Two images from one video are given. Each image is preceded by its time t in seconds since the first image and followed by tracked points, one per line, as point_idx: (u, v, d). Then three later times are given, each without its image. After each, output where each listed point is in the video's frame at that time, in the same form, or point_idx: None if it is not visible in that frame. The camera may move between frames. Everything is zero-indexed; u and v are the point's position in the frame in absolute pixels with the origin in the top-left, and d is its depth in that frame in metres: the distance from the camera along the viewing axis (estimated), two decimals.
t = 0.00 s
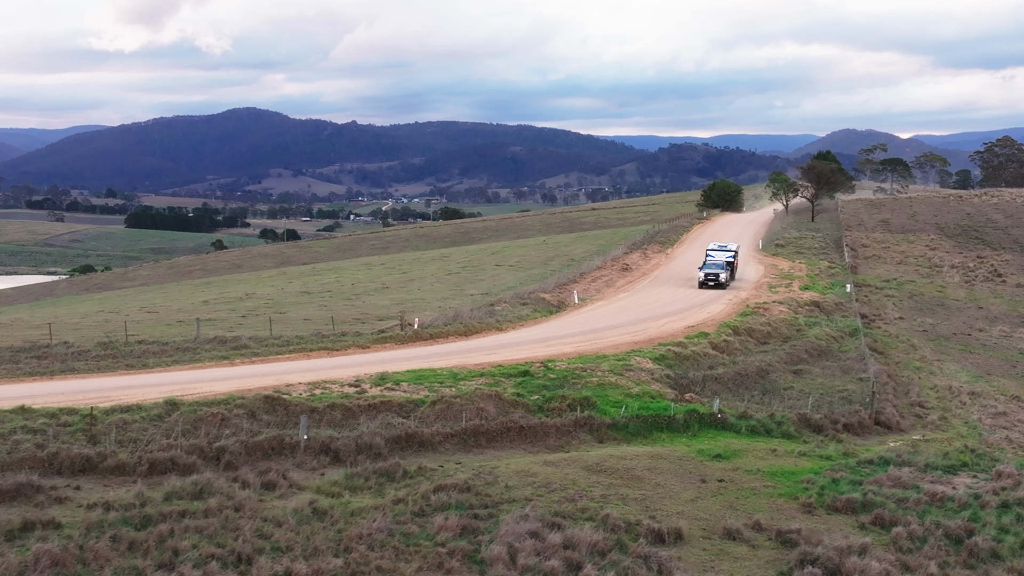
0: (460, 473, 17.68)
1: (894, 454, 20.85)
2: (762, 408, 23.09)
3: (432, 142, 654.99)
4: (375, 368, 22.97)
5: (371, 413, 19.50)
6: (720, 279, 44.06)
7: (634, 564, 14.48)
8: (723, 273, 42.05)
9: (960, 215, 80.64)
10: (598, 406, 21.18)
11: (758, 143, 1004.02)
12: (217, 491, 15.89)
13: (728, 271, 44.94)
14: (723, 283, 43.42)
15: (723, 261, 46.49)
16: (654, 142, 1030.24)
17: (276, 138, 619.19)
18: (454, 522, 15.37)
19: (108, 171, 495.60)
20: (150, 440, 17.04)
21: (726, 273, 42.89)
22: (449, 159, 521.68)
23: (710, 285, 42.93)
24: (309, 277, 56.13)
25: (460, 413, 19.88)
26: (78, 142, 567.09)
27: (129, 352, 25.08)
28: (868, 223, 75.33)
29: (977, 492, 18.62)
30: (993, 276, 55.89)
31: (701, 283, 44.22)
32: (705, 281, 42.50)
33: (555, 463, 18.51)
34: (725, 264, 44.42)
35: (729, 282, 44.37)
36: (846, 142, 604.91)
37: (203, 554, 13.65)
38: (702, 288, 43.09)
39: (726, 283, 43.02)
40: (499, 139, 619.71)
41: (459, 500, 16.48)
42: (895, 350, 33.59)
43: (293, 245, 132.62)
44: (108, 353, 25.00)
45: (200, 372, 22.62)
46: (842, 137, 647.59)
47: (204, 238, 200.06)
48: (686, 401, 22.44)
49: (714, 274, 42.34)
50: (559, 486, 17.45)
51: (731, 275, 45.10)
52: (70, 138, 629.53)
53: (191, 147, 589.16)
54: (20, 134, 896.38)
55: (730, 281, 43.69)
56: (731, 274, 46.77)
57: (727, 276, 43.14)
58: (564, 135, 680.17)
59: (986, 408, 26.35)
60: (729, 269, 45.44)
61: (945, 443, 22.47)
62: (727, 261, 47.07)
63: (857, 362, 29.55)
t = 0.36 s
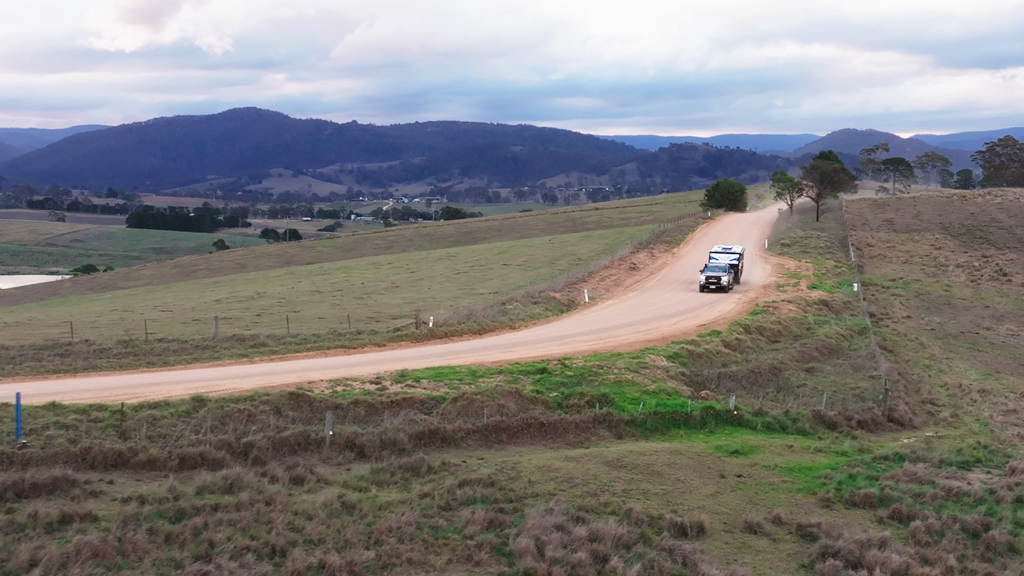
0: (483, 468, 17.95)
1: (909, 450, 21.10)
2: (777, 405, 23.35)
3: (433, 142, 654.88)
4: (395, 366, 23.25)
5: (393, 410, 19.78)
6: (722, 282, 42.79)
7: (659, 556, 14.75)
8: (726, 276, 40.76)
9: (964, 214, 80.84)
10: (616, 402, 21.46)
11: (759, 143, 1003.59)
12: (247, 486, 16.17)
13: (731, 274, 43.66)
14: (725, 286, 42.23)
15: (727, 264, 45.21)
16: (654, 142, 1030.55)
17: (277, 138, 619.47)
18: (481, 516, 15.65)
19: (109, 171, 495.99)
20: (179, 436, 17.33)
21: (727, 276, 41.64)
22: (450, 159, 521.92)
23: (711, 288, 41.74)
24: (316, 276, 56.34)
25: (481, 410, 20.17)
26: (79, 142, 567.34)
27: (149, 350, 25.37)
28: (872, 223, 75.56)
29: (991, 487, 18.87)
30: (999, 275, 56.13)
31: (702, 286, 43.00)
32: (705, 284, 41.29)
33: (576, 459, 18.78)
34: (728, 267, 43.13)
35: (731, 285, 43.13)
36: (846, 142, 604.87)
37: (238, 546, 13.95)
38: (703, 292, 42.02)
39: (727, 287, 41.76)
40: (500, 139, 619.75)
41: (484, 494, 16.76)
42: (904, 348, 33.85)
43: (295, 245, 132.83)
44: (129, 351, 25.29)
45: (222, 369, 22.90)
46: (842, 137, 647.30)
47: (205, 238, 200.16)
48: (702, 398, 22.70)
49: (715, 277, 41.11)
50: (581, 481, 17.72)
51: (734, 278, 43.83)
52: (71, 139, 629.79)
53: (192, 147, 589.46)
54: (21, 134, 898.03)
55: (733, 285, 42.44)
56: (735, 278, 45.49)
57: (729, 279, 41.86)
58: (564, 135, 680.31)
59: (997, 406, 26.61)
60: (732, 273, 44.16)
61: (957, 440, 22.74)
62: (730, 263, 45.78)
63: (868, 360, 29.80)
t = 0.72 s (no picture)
0: (507, 463, 18.25)
1: (923, 445, 21.40)
2: (792, 402, 23.67)
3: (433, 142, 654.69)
4: (415, 363, 23.54)
5: (417, 406, 20.09)
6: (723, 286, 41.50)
7: (684, 548, 15.03)
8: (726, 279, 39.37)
9: (969, 214, 81.07)
10: (635, 398, 21.76)
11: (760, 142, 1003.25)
12: (278, 479, 16.49)
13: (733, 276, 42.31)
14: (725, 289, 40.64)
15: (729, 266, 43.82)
16: (654, 142, 1030.27)
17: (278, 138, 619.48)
18: (508, 509, 15.97)
19: (110, 171, 496.42)
20: (209, 431, 17.64)
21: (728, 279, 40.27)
22: (451, 159, 522.43)
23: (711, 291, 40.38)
24: (325, 276, 56.63)
25: (503, 406, 20.47)
26: (79, 142, 567.15)
27: (170, 348, 25.67)
28: (877, 222, 75.80)
29: (1007, 481, 19.16)
30: (1004, 274, 56.40)
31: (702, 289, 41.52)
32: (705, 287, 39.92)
33: (597, 454, 19.09)
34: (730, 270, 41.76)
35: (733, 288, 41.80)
36: (846, 142, 604.70)
37: (274, 538, 14.28)
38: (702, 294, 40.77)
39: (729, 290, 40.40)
40: (500, 138, 619.48)
41: (509, 488, 17.07)
42: (913, 346, 34.14)
43: (298, 245, 133.14)
44: (150, 348, 25.60)
45: (244, 366, 23.19)
46: (843, 136, 646.17)
47: (208, 237, 200.48)
48: (718, 394, 23.00)
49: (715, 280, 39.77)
50: (604, 475, 18.01)
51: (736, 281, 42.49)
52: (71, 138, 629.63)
53: (192, 147, 589.35)
54: (21, 133, 898.48)
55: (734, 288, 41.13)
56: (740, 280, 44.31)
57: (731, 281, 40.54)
58: (565, 134, 680.03)
59: (1008, 402, 26.90)
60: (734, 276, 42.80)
61: (970, 436, 23.03)
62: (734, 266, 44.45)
63: (879, 357, 30.10)
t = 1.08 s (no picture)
0: (531, 457, 18.57)
1: (938, 441, 21.69)
2: (808, 398, 23.97)
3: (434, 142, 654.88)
4: (435, 360, 23.87)
5: (440, 402, 20.39)
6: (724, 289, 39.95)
7: (709, 540, 15.35)
8: (725, 282, 37.63)
9: (973, 213, 81.34)
10: (653, 395, 22.06)
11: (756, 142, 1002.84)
12: (308, 473, 16.81)
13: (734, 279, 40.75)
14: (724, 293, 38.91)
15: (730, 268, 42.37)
16: (655, 141, 1030.39)
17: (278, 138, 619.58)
18: (536, 502, 16.28)
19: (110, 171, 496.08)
20: (239, 426, 17.97)
21: (728, 283, 38.57)
22: (451, 159, 522.58)
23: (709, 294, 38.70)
24: (333, 275, 56.93)
25: (525, 401, 20.78)
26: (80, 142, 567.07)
27: (192, 345, 26.01)
28: (882, 222, 76.10)
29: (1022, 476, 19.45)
30: (1010, 273, 56.69)
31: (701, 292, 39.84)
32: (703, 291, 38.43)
33: (619, 449, 19.40)
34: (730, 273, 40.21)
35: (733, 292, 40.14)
36: (847, 142, 604.83)
37: (310, 529, 14.64)
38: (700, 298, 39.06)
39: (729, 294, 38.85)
40: (500, 138, 619.56)
41: (535, 482, 17.39)
42: (923, 344, 34.43)
43: (302, 244, 133.41)
44: (173, 346, 25.95)
45: (268, 363, 23.53)
46: (843, 136, 646.70)
47: (209, 237, 200.53)
48: (734, 391, 23.30)
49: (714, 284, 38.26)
50: (627, 470, 18.34)
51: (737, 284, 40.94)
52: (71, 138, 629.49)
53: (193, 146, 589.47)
54: (21, 133, 899.06)
55: (733, 291, 39.53)
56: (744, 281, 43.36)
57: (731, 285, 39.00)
58: (566, 134, 680.18)
59: (1019, 399, 27.21)
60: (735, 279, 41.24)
61: (984, 432, 23.34)
62: (735, 268, 42.92)
63: (890, 355, 30.40)
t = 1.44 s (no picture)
0: (554, 452, 18.88)
1: (953, 437, 21.98)
2: (823, 395, 24.29)
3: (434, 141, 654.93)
4: (454, 357, 24.14)
5: (463, 397, 20.72)
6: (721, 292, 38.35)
7: (734, 531, 15.65)
8: (718, 286, 35.74)
9: (977, 212, 81.59)
10: (672, 391, 22.38)
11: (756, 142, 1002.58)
12: (338, 467, 17.14)
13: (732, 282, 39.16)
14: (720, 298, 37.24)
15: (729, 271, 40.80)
16: (655, 141, 1029.87)
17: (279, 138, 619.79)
18: (562, 495, 16.60)
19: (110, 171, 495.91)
20: (269, 421, 18.30)
21: (722, 287, 36.71)
22: (452, 159, 522.95)
23: (702, 298, 36.80)
24: (343, 274, 57.34)
25: (546, 397, 21.11)
26: (80, 142, 567.12)
27: (213, 342, 26.35)
28: (886, 221, 76.39)
29: None
30: (1015, 272, 56.97)
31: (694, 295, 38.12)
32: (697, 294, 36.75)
33: (640, 444, 19.72)
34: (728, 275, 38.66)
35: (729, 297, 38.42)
36: (846, 142, 605.24)
37: (345, 521, 14.98)
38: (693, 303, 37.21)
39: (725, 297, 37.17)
40: (501, 138, 619.59)
41: (560, 475, 17.71)
42: (933, 342, 34.76)
43: (308, 243, 133.80)
44: (194, 343, 26.25)
45: (289, 360, 23.84)
46: (843, 136, 645.87)
47: (211, 237, 200.86)
48: (751, 387, 23.62)
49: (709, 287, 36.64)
50: (649, 464, 18.66)
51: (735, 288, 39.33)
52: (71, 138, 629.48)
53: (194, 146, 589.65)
54: (21, 133, 900.20)
55: (729, 295, 37.75)
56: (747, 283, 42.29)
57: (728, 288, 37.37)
58: (566, 134, 680.13)
59: None
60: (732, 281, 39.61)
61: (996, 428, 23.64)
62: (735, 271, 41.32)
63: (901, 352, 30.72)
